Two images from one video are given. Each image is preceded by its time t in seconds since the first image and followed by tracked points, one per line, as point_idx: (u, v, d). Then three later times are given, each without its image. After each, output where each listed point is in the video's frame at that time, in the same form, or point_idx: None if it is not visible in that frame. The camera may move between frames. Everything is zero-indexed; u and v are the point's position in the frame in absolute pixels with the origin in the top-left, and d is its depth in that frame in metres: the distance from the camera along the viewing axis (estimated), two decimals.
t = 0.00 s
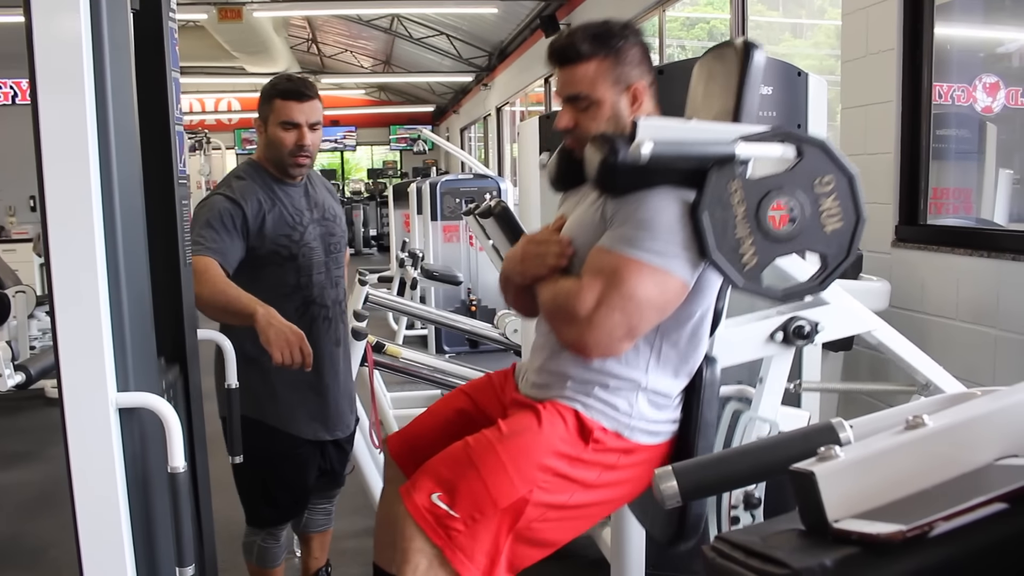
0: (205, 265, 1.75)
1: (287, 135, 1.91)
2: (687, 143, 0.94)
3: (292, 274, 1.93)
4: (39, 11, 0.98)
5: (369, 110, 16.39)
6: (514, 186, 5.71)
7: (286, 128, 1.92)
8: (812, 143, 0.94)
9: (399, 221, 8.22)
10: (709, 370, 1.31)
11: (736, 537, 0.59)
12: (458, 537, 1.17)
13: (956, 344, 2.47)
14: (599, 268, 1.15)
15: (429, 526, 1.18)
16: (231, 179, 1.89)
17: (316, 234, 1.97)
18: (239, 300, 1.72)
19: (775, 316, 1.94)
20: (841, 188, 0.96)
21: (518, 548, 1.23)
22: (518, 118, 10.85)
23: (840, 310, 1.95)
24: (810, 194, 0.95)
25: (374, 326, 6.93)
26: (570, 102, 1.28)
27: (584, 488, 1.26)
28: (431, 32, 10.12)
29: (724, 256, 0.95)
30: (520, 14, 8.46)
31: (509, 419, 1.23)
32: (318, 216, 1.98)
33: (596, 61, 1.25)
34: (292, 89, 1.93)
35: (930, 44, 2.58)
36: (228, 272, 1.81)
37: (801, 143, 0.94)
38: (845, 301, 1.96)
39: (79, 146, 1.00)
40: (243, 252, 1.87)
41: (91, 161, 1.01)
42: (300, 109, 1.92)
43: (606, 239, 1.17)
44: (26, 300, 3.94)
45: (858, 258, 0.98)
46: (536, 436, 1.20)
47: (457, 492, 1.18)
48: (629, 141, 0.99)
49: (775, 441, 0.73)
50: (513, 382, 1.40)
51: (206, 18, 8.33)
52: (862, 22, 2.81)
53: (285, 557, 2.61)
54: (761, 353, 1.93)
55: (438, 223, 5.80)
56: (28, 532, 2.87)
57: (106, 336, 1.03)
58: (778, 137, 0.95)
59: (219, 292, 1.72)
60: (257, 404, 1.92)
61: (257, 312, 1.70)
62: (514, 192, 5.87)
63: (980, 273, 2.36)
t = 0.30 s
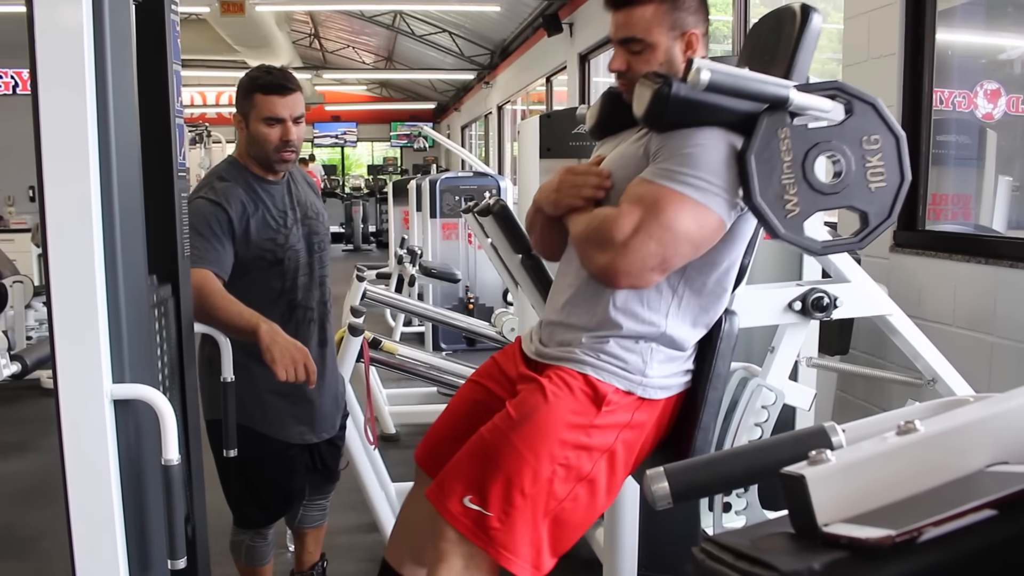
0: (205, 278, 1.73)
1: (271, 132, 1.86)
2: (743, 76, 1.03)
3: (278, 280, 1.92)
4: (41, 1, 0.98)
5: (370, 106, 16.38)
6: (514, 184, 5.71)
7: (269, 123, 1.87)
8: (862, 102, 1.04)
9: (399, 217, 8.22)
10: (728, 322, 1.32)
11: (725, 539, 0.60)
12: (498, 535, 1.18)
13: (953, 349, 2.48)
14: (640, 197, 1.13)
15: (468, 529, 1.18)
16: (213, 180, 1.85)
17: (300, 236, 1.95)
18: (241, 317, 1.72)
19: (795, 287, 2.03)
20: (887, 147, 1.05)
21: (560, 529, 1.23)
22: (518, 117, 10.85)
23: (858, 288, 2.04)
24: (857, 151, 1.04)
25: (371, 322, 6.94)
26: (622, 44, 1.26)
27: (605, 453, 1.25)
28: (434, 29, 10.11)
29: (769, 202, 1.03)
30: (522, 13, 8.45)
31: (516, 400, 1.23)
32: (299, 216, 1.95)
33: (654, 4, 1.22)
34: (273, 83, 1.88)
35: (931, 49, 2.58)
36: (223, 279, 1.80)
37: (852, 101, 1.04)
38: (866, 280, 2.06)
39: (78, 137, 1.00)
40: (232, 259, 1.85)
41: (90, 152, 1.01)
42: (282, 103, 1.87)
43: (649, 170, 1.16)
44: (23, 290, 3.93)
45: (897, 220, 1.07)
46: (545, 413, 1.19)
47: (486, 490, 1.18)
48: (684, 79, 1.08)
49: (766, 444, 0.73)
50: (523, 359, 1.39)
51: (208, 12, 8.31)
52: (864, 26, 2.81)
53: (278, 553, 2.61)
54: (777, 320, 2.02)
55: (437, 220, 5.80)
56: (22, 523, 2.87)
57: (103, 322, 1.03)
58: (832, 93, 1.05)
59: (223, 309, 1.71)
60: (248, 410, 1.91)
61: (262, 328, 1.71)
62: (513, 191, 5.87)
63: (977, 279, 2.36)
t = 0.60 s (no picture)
0: (206, 283, 1.72)
1: (258, 134, 1.85)
2: (742, 76, 1.05)
3: (269, 282, 1.91)
4: (40, 2, 0.98)
5: (369, 107, 16.38)
6: (513, 185, 5.71)
7: (255, 127, 1.85)
8: (862, 103, 1.07)
9: (398, 218, 8.22)
10: (726, 323, 1.32)
11: (721, 541, 0.60)
12: (496, 537, 1.18)
13: (951, 351, 2.48)
14: (639, 196, 1.15)
15: (468, 532, 1.19)
16: (200, 180, 1.84)
17: (290, 238, 1.95)
18: (240, 321, 1.71)
19: (794, 288, 2.04)
20: (886, 148, 1.08)
21: (561, 534, 1.23)
22: (517, 117, 10.86)
23: (856, 290, 2.05)
24: (856, 151, 1.07)
25: (369, 323, 6.94)
26: (624, 45, 1.26)
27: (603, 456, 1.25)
28: (433, 30, 10.11)
29: (769, 202, 1.06)
30: (521, 14, 8.45)
31: (513, 402, 1.23)
32: (290, 218, 1.96)
33: (655, 5, 1.23)
34: (257, 85, 1.88)
35: (929, 50, 2.59)
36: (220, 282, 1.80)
37: (852, 101, 1.07)
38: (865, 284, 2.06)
39: (75, 138, 0.99)
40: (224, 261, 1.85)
41: (88, 152, 1.01)
42: (268, 105, 1.87)
43: (648, 170, 1.18)
44: (21, 291, 3.93)
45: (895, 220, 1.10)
46: (541, 414, 1.20)
47: (485, 492, 1.19)
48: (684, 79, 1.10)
49: (762, 448, 0.73)
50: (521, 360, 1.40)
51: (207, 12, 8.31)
52: (863, 27, 2.82)
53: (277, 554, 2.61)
54: (775, 320, 2.04)
55: (436, 221, 5.81)
56: (20, 523, 2.87)
57: (100, 321, 1.03)
58: (832, 94, 1.07)
59: (222, 313, 1.71)
60: (247, 413, 1.91)
61: (262, 331, 1.71)
62: (512, 192, 5.87)
63: (976, 281, 2.36)
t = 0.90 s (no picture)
0: (206, 284, 1.72)
1: (260, 135, 1.85)
2: (700, 121, 0.96)
3: (272, 281, 1.92)
4: (38, 5, 0.98)
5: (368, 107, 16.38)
6: (512, 185, 5.71)
7: (257, 128, 1.85)
8: (823, 132, 0.99)
9: (398, 218, 8.22)
10: (707, 357, 1.32)
11: (721, 539, 0.60)
12: (458, 537, 1.18)
13: (950, 350, 2.48)
14: (605, 246, 1.15)
15: (429, 526, 1.18)
16: (203, 180, 1.85)
17: (294, 236, 1.95)
18: (235, 324, 1.70)
19: (775, 310, 2.00)
20: (850, 176, 1.01)
21: (520, 546, 1.24)
22: (517, 117, 10.87)
23: (838, 306, 2.02)
24: (820, 182, 1.00)
25: (369, 323, 6.94)
26: (581, 88, 1.26)
27: (580, 481, 1.26)
28: (432, 30, 10.11)
29: (734, 241, 1.00)
30: (520, 14, 8.45)
31: (503, 413, 1.23)
32: (294, 216, 1.95)
33: (609, 46, 1.23)
34: (256, 85, 1.86)
35: (928, 49, 2.59)
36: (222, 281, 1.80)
37: (813, 131, 0.99)
38: (845, 299, 2.03)
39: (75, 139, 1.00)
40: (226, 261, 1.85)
41: (87, 153, 1.01)
42: (268, 105, 1.85)
43: (612, 218, 1.17)
44: (21, 292, 3.92)
45: (865, 246, 1.02)
46: (530, 428, 1.20)
47: (456, 492, 1.18)
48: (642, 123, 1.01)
49: (762, 445, 0.73)
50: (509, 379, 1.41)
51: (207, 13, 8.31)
52: (861, 26, 2.82)
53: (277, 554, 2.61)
54: (759, 344, 2.00)
55: (435, 221, 5.81)
56: (21, 524, 2.87)
57: (100, 322, 1.03)
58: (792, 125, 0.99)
59: (217, 314, 1.70)
60: (252, 413, 1.91)
61: (256, 338, 1.70)
62: (511, 192, 5.87)
63: (975, 279, 2.36)
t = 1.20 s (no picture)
0: (208, 284, 1.72)
1: (268, 140, 1.85)
2: (653, 184, 1.02)
3: (283, 285, 1.91)
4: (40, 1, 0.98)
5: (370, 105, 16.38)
6: (513, 184, 5.71)
7: (266, 132, 1.85)
8: (782, 175, 1.01)
9: (398, 216, 8.22)
10: (690, 402, 1.35)
11: (719, 539, 0.60)
12: (433, 538, 1.16)
13: (950, 352, 2.48)
14: (574, 308, 1.17)
15: (406, 523, 1.17)
16: (215, 183, 1.85)
17: (306, 239, 1.95)
18: (236, 321, 1.70)
19: (757, 341, 1.97)
20: (813, 219, 1.02)
21: (492, 561, 1.22)
22: (517, 116, 10.87)
23: (820, 330, 1.99)
24: (782, 226, 1.01)
25: (369, 322, 6.94)
26: (541, 144, 1.29)
27: (565, 511, 1.25)
28: (434, 28, 10.10)
29: (699, 291, 1.02)
30: (523, 13, 8.45)
31: (500, 433, 1.24)
32: (306, 218, 1.95)
33: (563, 101, 1.27)
34: (266, 88, 1.85)
35: (930, 50, 2.59)
36: (226, 283, 1.80)
37: (772, 174, 1.01)
38: (827, 322, 2.00)
39: (75, 135, 0.99)
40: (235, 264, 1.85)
41: (87, 149, 1.01)
42: (278, 110, 1.85)
43: (581, 278, 1.19)
44: (22, 289, 3.92)
45: (831, 287, 1.03)
46: (524, 450, 1.21)
47: (441, 495, 1.17)
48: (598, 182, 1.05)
49: (762, 445, 0.73)
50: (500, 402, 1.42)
51: (208, 10, 8.31)
52: (863, 27, 2.81)
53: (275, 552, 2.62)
54: (744, 376, 1.97)
55: (436, 220, 5.80)
56: (21, 521, 2.87)
57: (100, 319, 1.03)
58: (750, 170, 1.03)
59: (219, 312, 1.70)
60: (255, 413, 1.92)
61: (256, 336, 1.68)
62: (512, 191, 5.87)
63: (976, 280, 2.36)
